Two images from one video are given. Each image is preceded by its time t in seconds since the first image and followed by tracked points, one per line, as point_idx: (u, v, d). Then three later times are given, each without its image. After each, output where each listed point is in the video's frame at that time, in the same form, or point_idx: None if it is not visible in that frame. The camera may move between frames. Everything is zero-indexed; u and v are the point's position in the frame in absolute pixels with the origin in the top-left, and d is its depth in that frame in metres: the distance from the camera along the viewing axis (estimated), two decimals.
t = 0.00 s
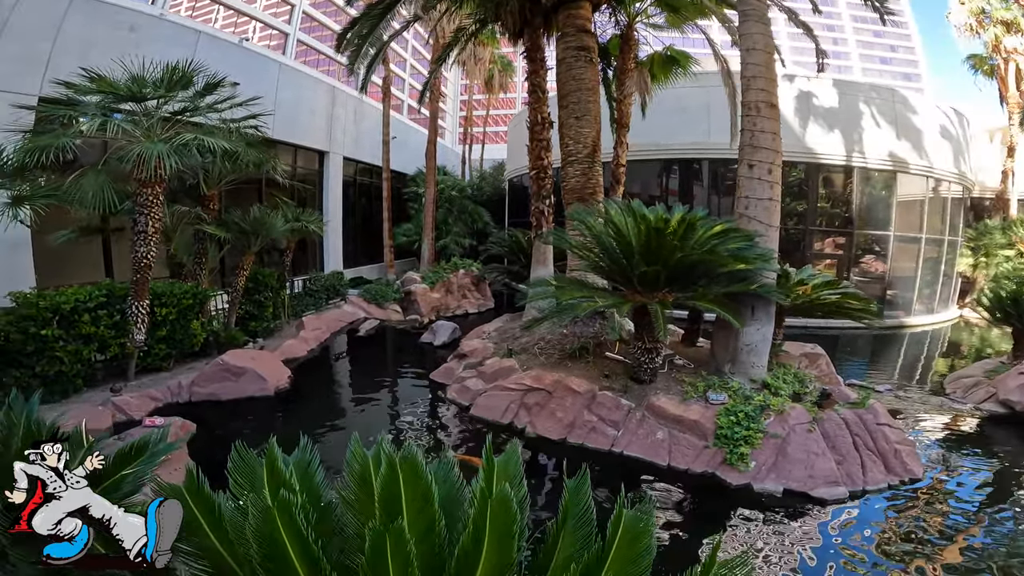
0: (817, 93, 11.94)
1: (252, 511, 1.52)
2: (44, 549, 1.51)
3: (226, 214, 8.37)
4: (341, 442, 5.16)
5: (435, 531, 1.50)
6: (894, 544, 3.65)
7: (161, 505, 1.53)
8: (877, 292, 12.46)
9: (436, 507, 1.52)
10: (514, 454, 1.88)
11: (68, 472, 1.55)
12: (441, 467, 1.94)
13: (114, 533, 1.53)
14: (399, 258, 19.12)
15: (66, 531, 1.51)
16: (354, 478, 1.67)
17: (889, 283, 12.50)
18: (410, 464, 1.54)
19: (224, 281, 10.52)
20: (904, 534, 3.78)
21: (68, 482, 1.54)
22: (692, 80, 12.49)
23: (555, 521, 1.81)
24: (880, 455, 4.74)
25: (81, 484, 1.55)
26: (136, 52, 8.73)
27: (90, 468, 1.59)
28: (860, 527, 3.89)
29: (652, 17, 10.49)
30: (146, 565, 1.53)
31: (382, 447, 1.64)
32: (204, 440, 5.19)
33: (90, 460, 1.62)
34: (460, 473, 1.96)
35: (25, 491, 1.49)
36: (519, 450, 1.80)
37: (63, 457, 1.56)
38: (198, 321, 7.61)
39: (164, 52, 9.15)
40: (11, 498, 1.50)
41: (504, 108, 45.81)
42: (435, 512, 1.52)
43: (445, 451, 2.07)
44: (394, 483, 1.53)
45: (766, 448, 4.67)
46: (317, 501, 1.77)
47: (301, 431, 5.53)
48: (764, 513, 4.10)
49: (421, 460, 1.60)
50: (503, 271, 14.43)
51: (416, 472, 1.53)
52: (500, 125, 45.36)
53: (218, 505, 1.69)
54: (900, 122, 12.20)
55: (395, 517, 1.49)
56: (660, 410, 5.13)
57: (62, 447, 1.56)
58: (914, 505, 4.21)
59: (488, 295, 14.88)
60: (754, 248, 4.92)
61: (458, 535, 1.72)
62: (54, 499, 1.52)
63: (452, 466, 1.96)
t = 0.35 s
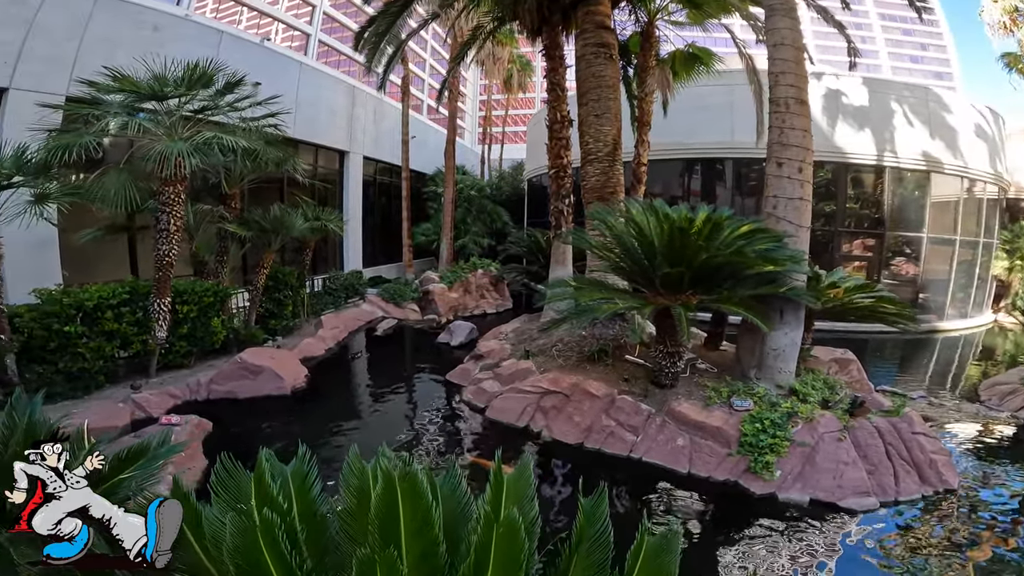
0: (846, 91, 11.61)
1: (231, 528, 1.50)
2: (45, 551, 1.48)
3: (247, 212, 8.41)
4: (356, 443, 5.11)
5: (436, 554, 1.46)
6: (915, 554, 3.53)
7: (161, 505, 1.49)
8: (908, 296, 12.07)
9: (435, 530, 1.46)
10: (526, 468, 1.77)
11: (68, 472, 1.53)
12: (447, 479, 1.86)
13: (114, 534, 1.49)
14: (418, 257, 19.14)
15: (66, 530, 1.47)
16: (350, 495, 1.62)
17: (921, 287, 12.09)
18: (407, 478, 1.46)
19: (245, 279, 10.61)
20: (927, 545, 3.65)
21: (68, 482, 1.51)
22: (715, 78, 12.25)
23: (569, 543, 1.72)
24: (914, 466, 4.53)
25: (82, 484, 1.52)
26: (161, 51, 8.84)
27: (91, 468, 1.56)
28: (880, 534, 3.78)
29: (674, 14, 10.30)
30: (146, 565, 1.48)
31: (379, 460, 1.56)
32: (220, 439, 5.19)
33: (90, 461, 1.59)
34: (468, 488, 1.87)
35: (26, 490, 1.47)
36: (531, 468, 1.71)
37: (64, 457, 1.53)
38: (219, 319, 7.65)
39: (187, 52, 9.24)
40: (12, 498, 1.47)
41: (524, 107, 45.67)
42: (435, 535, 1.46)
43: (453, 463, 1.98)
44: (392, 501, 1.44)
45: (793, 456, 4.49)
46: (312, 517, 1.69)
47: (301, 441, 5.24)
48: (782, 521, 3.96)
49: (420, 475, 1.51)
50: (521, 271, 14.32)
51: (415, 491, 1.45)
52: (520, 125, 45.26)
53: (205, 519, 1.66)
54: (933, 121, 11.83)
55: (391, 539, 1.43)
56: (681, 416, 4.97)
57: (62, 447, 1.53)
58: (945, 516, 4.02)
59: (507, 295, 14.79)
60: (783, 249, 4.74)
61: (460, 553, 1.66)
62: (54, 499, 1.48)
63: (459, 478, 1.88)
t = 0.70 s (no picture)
0: (878, 90, 11.28)
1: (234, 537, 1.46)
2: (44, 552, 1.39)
3: (271, 210, 8.48)
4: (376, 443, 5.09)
5: (452, 569, 1.39)
6: (948, 565, 3.38)
7: (161, 504, 1.41)
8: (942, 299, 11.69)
9: (452, 543, 1.40)
10: (548, 479, 1.67)
11: (68, 472, 1.44)
12: (465, 485, 1.80)
13: (115, 535, 1.40)
14: (439, 257, 19.18)
15: (66, 530, 1.39)
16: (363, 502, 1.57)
17: (956, 290, 11.70)
18: (423, 488, 1.40)
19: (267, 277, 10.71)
20: (961, 553, 3.52)
21: (68, 482, 1.42)
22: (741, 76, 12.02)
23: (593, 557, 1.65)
24: (950, 474, 4.35)
25: (82, 484, 1.43)
26: (188, 51, 8.97)
27: (92, 468, 1.48)
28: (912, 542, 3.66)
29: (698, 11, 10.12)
30: (146, 566, 1.40)
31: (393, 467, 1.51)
32: (241, 436, 5.21)
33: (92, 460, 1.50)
34: (487, 495, 1.80)
35: (25, 491, 1.37)
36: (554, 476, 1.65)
37: (64, 456, 1.44)
38: (243, 316, 7.73)
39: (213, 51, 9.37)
40: (10, 498, 1.38)
41: (544, 107, 45.57)
42: (451, 548, 1.39)
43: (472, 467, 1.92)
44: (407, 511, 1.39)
45: (822, 463, 4.34)
46: (321, 523, 1.66)
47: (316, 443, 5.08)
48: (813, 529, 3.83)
49: (437, 483, 1.46)
50: (542, 271, 14.24)
51: (431, 501, 1.40)
52: (540, 125, 45.16)
53: (213, 524, 1.64)
54: (970, 120, 11.46)
55: (405, 551, 1.38)
56: (705, 420, 4.84)
57: (63, 446, 1.44)
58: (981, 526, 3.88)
59: (527, 295, 14.72)
60: (815, 250, 4.59)
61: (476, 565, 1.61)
62: (54, 499, 1.40)
63: (478, 483, 1.82)
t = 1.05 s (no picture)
0: (912, 89, 10.98)
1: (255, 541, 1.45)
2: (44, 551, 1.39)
3: (297, 210, 8.58)
4: (397, 443, 5.11)
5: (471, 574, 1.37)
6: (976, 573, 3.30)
7: (161, 504, 1.42)
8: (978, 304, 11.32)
9: (470, 549, 1.38)
10: (570, 485, 1.64)
11: (68, 472, 1.42)
12: (486, 489, 1.78)
13: (115, 534, 1.39)
14: (460, 257, 19.24)
15: (66, 530, 1.38)
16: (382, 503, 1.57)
17: (993, 294, 11.31)
18: (443, 493, 1.40)
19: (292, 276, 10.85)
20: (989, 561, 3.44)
21: (68, 482, 1.41)
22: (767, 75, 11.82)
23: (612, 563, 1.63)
24: (983, 482, 4.21)
25: (82, 484, 1.42)
26: (217, 52, 9.14)
27: (91, 468, 1.46)
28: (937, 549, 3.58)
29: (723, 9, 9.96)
30: (146, 567, 1.39)
31: (413, 471, 1.51)
32: (264, 433, 5.28)
33: (93, 461, 1.49)
34: (507, 498, 1.77)
35: (25, 491, 1.37)
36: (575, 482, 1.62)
37: (64, 457, 1.43)
38: (269, 314, 7.85)
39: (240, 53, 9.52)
40: (12, 498, 1.38)
41: (566, 107, 45.44)
42: (469, 554, 1.38)
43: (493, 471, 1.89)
44: (426, 516, 1.38)
45: (850, 469, 4.24)
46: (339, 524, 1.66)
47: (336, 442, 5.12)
48: (835, 535, 3.76)
49: (458, 488, 1.45)
50: (564, 272, 14.19)
51: (450, 506, 1.39)
52: (561, 125, 45.02)
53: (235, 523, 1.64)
54: (1007, 119, 11.17)
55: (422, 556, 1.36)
56: (729, 424, 4.76)
57: (63, 446, 1.44)
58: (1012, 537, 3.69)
59: (549, 295, 14.68)
60: (847, 252, 4.47)
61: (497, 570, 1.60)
62: (55, 499, 1.39)
63: (500, 489, 1.81)
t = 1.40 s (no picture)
0: (925, 89, 10.88)
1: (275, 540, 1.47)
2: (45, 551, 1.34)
3: (308, 211, 8.64)
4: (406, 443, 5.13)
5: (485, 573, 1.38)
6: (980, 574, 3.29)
7: (162, 504, 1.32)
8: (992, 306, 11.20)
9: (485, 549, 1.39)
10: (582, 487, 1.63)
11: (68, 472, 1.36)
12: (498, 491, 1.79)
13: (115, 535, 1.33)
14: (469, 257, 19.29)
15: (66, 530, 1.32)
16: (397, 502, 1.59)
17: (1007, 296, 11.18)
18: (458, 494, 1.42)
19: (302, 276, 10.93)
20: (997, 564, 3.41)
21: (68, 482, 1.35)
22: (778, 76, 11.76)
23: (623, 564, 1.63)
24: (995, 485, 4.18)
25: (82, 484, 1.36)
26: (229, 54, 9.23)
27: (92, 467, 1.39)
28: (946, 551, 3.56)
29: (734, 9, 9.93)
30: (146, 567, 1.31)
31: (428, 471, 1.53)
32: (274, 432, 5.32)
33: (93, 459, 1.39)
34: (518, 500, 1.78)
35: (26, 490, 1.31)
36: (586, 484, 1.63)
37: (64, 455, 1.37)
38: (279, 314, 7.91)
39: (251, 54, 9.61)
40: (12, 497, 1.32)
41: (574, 108, 45.41)
42: (483, 554, 1.39)
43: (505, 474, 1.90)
44: (440, 515, 1.41)
45: (862, 472, 4.21)
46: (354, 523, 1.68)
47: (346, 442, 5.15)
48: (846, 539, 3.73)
49: (472, 489, 1.47)
50: (572, 272, 14.19)
51: (465, 506, 1.41)
52: (569, 125, 44.99)
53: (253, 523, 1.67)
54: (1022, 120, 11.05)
55: (437, 554, 1.38)
56: (739, 427, 4.75)
57: (64, 444, 1.37)
58: None
59: (557, 296, 14.68)
60: (860, 254, 4.45)
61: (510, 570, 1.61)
62: (55, 499, 1.33)
63: (512, 492, 1.82)
